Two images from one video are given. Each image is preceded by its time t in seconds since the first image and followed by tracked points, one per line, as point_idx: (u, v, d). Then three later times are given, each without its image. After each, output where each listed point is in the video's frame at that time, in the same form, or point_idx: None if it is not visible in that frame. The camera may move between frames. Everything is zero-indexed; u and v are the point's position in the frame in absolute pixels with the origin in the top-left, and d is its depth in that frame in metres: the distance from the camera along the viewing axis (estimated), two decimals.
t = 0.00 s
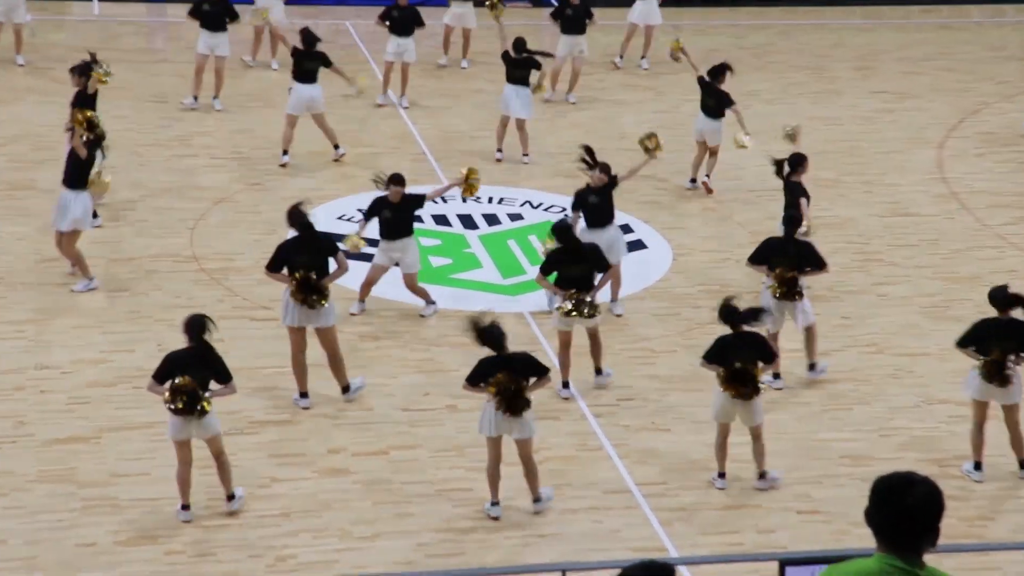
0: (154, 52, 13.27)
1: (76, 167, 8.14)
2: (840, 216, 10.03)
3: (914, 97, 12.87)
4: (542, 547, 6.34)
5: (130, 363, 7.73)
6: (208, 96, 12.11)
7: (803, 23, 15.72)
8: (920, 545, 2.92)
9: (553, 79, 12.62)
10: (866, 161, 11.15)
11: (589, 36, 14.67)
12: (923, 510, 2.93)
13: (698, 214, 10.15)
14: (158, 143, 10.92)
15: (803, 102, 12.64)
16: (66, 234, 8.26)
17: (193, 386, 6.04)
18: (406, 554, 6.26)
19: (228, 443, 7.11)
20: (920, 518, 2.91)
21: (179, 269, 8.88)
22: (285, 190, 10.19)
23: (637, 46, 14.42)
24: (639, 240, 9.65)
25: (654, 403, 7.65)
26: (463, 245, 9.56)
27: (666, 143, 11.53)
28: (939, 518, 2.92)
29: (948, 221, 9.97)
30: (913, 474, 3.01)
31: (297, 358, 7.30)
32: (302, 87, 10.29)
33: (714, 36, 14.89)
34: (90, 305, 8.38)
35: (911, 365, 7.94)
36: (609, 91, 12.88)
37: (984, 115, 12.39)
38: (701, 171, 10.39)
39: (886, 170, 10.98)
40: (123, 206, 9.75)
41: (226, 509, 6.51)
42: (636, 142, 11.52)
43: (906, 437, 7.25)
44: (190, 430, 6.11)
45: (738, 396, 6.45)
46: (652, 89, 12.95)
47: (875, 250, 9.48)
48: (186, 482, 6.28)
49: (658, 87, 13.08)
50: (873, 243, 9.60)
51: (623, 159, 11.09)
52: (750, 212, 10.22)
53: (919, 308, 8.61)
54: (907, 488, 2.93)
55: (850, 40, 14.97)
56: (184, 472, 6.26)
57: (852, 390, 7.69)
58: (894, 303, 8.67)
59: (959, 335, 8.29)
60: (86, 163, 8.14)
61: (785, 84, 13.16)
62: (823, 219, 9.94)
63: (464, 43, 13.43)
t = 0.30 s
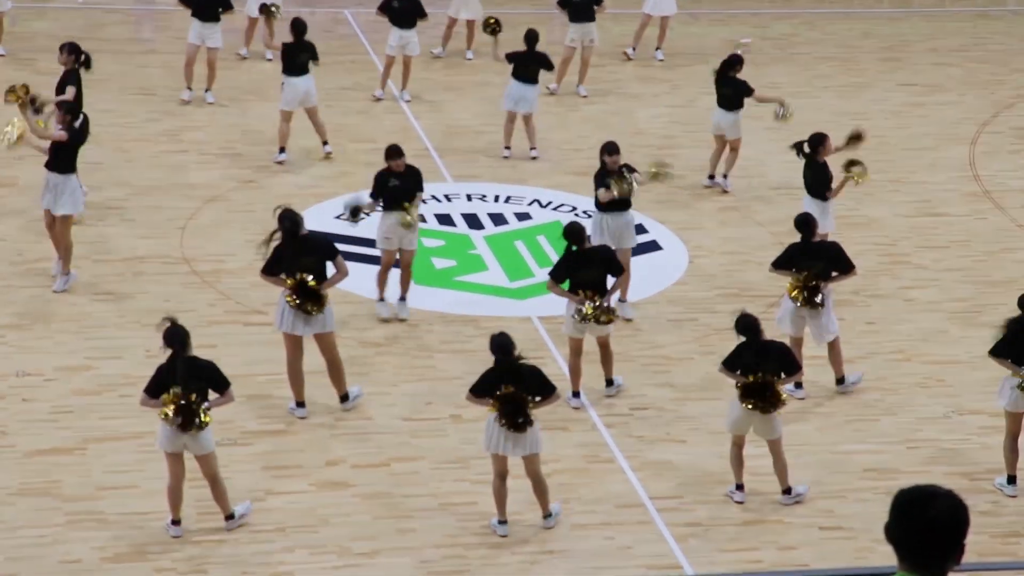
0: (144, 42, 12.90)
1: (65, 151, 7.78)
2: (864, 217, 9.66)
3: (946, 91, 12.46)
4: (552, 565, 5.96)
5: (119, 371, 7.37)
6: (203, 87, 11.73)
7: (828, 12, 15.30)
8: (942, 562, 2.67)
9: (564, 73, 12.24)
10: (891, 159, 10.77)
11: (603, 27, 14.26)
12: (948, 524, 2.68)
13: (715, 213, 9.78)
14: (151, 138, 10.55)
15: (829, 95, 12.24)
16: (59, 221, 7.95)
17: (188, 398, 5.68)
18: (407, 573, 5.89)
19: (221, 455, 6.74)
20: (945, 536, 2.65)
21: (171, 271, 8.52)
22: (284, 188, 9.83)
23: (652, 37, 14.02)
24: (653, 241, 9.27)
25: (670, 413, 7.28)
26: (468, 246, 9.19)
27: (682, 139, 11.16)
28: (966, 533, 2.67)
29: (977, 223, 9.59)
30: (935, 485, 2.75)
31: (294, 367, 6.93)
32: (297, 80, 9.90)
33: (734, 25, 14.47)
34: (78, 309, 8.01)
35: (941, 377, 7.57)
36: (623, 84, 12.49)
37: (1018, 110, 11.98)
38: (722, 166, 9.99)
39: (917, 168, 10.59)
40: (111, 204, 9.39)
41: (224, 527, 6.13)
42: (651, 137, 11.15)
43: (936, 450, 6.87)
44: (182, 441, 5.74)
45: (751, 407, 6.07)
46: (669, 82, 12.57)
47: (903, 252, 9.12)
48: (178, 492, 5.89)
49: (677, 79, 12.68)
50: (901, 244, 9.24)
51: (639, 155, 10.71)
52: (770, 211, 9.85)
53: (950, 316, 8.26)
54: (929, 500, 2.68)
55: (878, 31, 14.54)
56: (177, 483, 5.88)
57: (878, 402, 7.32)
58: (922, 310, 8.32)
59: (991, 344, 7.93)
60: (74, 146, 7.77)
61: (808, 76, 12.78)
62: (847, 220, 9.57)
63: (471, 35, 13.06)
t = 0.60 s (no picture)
0: (148, 47, 12.91)
1: (73, 181, 7.80)
2: (869, 220, 9.66)
3: (952, 95, 12.46)
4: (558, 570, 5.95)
5: (124, 376, 7.37)
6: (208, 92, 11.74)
7: (834, 15, 15.30)
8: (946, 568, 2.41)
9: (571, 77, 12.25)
10: (897, 162, 10.77)
11: (608, 32, 14.27)
12: (946, 526, 2.45)
13: (720, 217, 9.78)
14: (156, 143, 10.56)
15: (834, 99, 12.24)
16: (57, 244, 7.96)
17: (186, 410, 5.64)
18: None
19: (226, 459, 6.74)
20: (943, 538, 2.42)
21: (176, 275, 8.52)
22: (289, 192, 9.83)
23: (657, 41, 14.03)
24: (658, 245, 9.27)
25: (676, 417, 7.28)
26: (473, 250, 9.19)
27: (687, 144, 11.16)
28: (969, 536, 2.44)
29: (984, 227, 9.59)
30: (935, 490, 2.54)
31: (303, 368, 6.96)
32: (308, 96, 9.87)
33: (739, 30, 14.48)
34: (83, 314, 8.01)
35: (948, 381, 7.57)
36: (628, 88, 12.49)
37: None
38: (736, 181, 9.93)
39: (922, 172, 10.59)
40: (115, 209, 9.39)
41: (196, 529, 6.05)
42: (656, 141, 11.15)
43: (942, 454, 6.87)
44: (188, 453, 5.73)
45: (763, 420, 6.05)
46: (674, 86, 12.58)
47: (909, 256, 9.12)
48: (186, 503, 5.93)
49: (682, 83, 12.69)
50: (907, 248, 9.23)
51: (644, 160, 10.72)
52: (777, 215, 9.84)
53: (956, 320, 8.26)
54: (927, 503, 2.46)
55: (884, 35, 14.54)
56: (183, 491, 5.90)
57: (884, 407, 7.31)
58: (927, 314, 8.32)
59: (997, 348, 7.93)
60: (82, 177, 7.81)
61: (814, 80, 12.78)
62: (853, 224, 9.57)
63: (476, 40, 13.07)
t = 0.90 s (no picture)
0: (155, 51, 12.95)
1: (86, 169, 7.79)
2: (873, 224, 9.68)
3: (956, 99, 12.49)
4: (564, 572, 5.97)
5: (132, 379, 7.40)
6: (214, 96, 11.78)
7: (837, 20, 15.34)
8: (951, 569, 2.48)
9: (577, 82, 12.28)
10: (900, 166, 10.79)
11: (613, 36, 14.30)
12: (951, 529, 2.53)
13: (724, 220, 9.81)
14: (162, 146, 10.59)
15: (839, 103, 12.27)
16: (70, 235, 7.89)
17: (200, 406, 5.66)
18: None
19: (233, 461, 6.76)
20: (948, 539, 2.49)
21: (182, 278, 8.55)
22: (294, 195, 9.86)
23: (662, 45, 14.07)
24: (663, 249, 9.30)
25: (681, 420, 7.30)
26: (479, 254, 9.22)
27: (691, 147, 11.19)
28: (973, 539, 2.52)
29: (988, 231, 9.61)
30: (938, 496, 2.63)
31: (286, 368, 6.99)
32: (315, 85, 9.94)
33: (744, 34, 14.51)
34: (90, 317, 8.04)
35: (952, 384, 7.59)
36: (633, 92, 12.52)
37: None
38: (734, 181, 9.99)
39: (926, 176, 10.61)
40: (121, 212, 9.42)
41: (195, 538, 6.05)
42: (660, 145, 11.18)
43: (947, 457, 6.89)
44: (195, 447, 5.75)
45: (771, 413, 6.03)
46: (678, 90, 12.61)
47: (914, 259, 9.14)
48: (180, 498, 5.92)
49: (686, 87, 12.71)
50: (911, 252, 9.25)
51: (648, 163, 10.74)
52: (781, 218, 9.87)
53: (961, 324, 8.28)
54: (931, 508, 2.54)
55: (888, 40, 14.57)
56: (177, 485, 5.89)
57: (889, 410, 7.33)
58: (932, 318, 8.34)
59: (1002, 352, 7.95)
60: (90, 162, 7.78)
61: (818, 84, 12.81)
62: (857, 227, 9.60)
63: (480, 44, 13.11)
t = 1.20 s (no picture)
0: (160, 53, 12.96)
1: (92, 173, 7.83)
2: (878, 226, 9.67)
3: (961, 101, 12.47)
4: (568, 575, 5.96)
5: (137, 382, 7.40)
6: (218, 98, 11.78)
7: (843, 22, 15.32)
8: (942, 565, 2.81)
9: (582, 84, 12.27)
10: (905, 169, 10.78)
11: (617, 39, 14.30)
12: (940, 527, 2.86)
13: (729, 223, 9.80)
14: (166, 149, 10.60)
15: (844, 106, 12.26)
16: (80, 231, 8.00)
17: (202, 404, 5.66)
18: None
19: (236, 464, 6.76)
20: (940, 538, 2.82)
21: (187, 281, 8.56)
22: (298, 198, 9.86)
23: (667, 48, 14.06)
24: (668, 251, 9.30)
25: (685, 423, 7.29)
26: (483, 257, 9.21)
27: (696, 150, 11.18)
28: (958, 538, 2.85)
29: (993, 233, 9.60)
30: (924, 498, 2.93)
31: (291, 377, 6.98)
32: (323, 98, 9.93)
33: (749, 36, 14.50)
34: (93, 320, 8.04)
35: (958, 387, 7.57)
36: (637, 94, 12.52)
37: None
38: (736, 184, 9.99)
39: (931, 178, 10.60)
40: (125, 215, 9.43)
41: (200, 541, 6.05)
42: (665, 147, 11.18)
43: (952, 460, 6.88)
44: (196, 451, 5.74)
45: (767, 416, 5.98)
46: (683, 93, 12.60)
47: (919, 262, 9.13)
48: (170, 505, 5.88)
49: (691, 90, 12.71)
50: (916, 255, 9.24)
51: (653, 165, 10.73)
52: (786, 221, 9.86)
53: (966, 326, 8.26)
54: (921, 509, 2.86)
55: (893, 42, 14.55)
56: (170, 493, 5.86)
57: (894, 413, 7.32)
58: (937, 321, 8.33)
59: (1007, 355, 7.93)
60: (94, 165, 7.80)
61: (823, 87, 12.81)
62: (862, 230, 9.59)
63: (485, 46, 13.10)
